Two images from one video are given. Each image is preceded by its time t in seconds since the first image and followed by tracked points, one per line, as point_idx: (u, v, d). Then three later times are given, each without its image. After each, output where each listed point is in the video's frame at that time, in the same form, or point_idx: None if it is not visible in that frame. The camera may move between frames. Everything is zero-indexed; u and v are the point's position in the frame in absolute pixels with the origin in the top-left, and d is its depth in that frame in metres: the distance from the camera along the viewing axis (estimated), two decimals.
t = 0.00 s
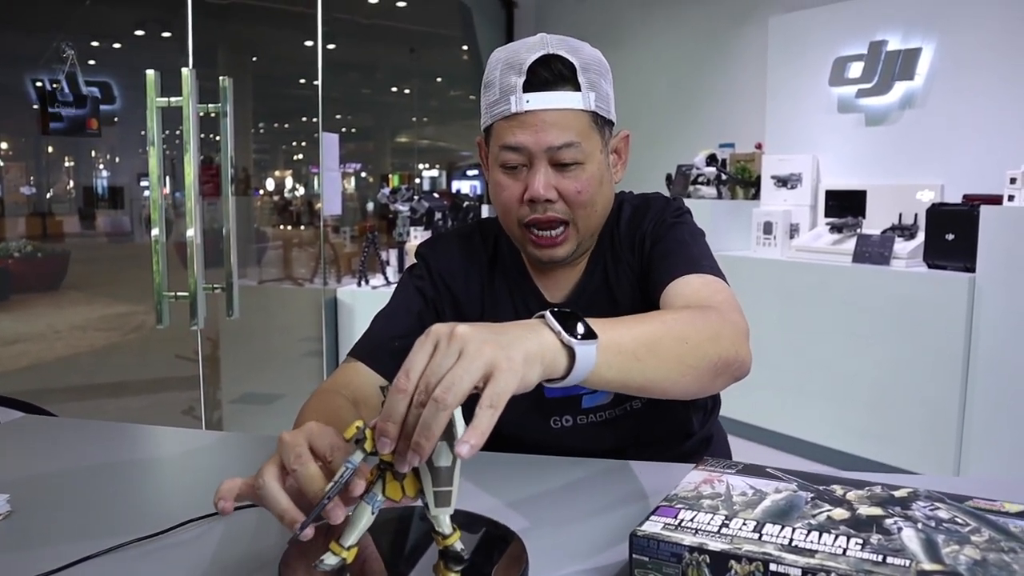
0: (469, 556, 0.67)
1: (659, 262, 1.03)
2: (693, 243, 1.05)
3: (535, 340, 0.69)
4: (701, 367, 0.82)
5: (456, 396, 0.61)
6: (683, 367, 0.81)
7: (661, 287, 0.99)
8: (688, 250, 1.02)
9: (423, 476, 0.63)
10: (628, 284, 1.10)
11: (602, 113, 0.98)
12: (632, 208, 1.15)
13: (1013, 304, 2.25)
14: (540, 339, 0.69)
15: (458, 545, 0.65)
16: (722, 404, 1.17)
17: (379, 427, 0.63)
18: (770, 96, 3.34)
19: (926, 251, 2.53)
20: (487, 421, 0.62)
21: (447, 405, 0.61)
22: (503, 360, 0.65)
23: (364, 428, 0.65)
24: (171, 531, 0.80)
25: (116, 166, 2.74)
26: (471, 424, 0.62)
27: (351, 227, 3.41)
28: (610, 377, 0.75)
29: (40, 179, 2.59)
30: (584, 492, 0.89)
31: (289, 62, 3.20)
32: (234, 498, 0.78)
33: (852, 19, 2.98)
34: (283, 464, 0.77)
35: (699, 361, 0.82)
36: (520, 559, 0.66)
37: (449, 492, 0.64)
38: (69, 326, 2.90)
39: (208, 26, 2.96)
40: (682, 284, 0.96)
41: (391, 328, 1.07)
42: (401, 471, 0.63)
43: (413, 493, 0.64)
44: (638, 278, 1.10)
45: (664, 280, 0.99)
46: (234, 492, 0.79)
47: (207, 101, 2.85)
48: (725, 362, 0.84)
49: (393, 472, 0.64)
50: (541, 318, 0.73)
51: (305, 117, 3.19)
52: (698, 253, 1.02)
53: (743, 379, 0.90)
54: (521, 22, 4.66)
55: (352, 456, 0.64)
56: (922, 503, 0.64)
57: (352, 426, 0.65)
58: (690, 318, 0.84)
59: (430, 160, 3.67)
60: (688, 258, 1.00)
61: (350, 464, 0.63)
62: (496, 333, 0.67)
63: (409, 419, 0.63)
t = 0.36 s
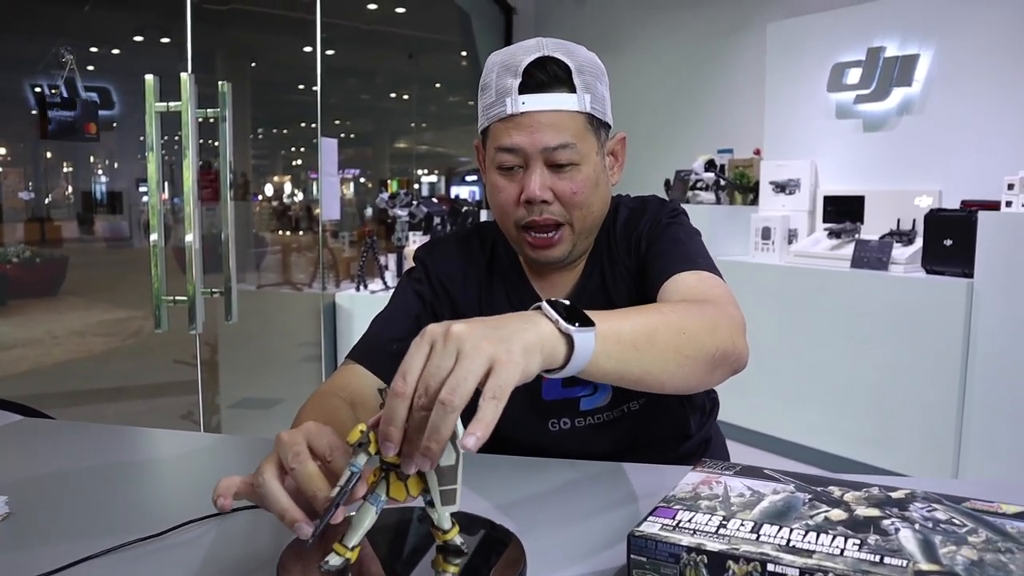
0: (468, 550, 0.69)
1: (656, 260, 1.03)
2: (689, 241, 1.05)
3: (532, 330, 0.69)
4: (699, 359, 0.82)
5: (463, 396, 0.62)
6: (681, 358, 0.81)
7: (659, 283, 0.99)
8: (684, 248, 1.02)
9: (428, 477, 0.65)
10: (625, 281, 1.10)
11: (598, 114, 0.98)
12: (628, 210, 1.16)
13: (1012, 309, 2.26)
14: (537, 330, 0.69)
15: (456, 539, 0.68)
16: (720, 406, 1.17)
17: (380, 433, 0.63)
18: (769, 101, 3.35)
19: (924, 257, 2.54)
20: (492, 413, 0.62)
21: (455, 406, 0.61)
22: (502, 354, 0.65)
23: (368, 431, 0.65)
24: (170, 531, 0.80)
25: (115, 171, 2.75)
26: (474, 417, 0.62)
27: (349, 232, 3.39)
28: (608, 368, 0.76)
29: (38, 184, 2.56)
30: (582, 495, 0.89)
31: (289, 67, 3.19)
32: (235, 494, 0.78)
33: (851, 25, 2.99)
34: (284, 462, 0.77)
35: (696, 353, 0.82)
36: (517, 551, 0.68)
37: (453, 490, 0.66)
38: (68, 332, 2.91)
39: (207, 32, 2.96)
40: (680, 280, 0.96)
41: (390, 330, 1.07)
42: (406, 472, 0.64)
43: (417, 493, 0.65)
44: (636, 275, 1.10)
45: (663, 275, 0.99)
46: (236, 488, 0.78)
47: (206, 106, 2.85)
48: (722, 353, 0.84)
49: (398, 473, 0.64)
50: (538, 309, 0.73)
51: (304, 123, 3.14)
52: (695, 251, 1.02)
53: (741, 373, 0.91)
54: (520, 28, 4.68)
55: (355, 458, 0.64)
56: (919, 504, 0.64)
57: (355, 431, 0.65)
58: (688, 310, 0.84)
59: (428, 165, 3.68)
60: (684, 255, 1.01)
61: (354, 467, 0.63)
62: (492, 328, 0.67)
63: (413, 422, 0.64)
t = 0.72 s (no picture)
0: (465, 550, 0.68)
1: (657, 257, 1.03)
2: (690, 238, 1.05)
3: (534, 324, 0.68)
4: (703, 354, 0.82)
5: (466, 387, 0.62)
6: (685, 354, 0.81)
7: (661, 281, 0.99)
8: (686, 244, 1.02)
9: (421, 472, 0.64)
10: (625, 278, 1.10)
11: (595, 105, 0.98)
12: (629, 207, 1.16)
13: (1013, 307, 2.25)
14: (541, 323, 0.69)
15: (454, 538, 0.68)
16: (721, 404, 1.17)
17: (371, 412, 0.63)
18: (768, 100, 3.35)
19: (924, 255, 2.54)
20: (487, 408, 0.62)
21: (457, 397, 0.61)
22: (504, 346, 0.65)
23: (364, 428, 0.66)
24: (165, 530, 0.80)
25: (114, 170, 2.72)
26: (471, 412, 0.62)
27: (350, 231, 3.39)
28: (612, 363, 0.75)
29: (39, 182, 2.53)
30: (583, 492, 0.88)
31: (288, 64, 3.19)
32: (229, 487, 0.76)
33: (851, 23, 2.99)
34: (278, 454, 0.77)
35: (700, 349, 0.82)
36: (517, 552, 0.67)
37: (449, 491, 0.65)
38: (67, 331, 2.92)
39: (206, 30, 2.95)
40: (683, 277, 0.95)
41: (390, 328, 1.06)
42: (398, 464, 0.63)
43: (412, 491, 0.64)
44: (637, 272, 1.10)
45: (666, 271, 0.98)
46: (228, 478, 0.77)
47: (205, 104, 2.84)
48: (725, 351, 0.84)
49: (393, 471, 0.64)
50: (543, 302, 0.73)
51: (303, 121, 3.16)
52: (697, 248, 1.02)
53: (744, 370, 0.90)
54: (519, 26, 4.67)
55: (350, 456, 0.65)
56: (922, 501, 0.64)
57: (350, 427, 0.65)
58: (691, 307, 0.84)
59: (429, 164, 3.74)
60: (687, 252, 1.00)
61: (349, 464, 0.64)
62: (493, 319, 0.67)
63: (410, 406, 0.62)
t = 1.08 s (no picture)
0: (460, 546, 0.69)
1: (658, 255, 1.03)
2: (691, 237, 1.05)
3: (544, 330, 0.68)
4: (707, 356, 0.82)
5: (472, 399, 0.62)
6: (690, 355, 0.81)
7: (662, 279, 0.99)
8: (687, 243, 1.02)
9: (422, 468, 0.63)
10: (626, 276, 1.10)
11: (595, 98, 0.98)
12: (631, 205, 1.15)
13: (1014, 304, 2.25)
14: (551, 330, 0.68)
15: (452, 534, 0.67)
16: (722, 403, 1.17)
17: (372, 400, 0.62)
18: (769, 97, 3.35)
19: (926, 251, 2.53)
20: (485, 425, 0.62)
21: (463, 408, 0.61)
22: (512, 357, 0.64)
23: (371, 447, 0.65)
24: (163, 529, 0.79)
25: (115, 167, 2.72)
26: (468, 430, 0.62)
27: (350, 228, 3.43)
28: (617, 364, 0.75)
29: (41, 180, 2.52)
30: (583, 491, 0.88)
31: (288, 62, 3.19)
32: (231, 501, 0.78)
33: (851, 19, 2.98)
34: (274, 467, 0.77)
35: (704, 350, 0.82)
36: (516, 554, 0.67)
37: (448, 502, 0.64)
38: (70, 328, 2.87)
39: (207, 28, 2.95)
40: (684, 275, 0.95)
41: (391, 327, 1.07)
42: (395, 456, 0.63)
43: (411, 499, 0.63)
44: (637, 269, 1.10)
45: (666, 269, 0.99)
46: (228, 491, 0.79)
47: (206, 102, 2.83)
48: (728, 353, 0.84)
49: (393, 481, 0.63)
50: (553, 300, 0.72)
51: (304, 119, 3.16)
52: (698, 247, 1.01)
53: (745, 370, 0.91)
54: (519, 23, 4.67)
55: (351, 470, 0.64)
56: (920, 499, 0.64)
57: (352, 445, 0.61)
58: (695, 306, 0.84)
59: (430, 161, 3.72)
60: (688, 250, 1.00)
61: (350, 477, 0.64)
62: (506, 324, 0.66)
63: (416, 405, 0.60)
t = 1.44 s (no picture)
0: (463, 542, 0.70)
1: (662, 262, 1.03)
2: (695, 242, 1.05)
3: (533, 328, 0.69)
4: (707, 362, 0.82)
5: (450, 382, 0.63)
6: (690, 361, 0.81)
7: (668, 286, 0.99)
8: (691, 248, 1.02)
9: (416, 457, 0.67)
10: (630, 281, 1.10)
11: (588, 100, 0.98)
12: (633, 208, 1.16)
13: (1014, 303, 2.25)
14: (540, 328, 0.69)
15: (452, 529, 0.70)
16: (722, 405, 1.17)
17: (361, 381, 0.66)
18: (769, 98, 3.36)
19: (927, 251, 2.53)
20: (458, 411, 0.64)
21: (439, 391, 0.63)
22: (493, 349, 0.65)
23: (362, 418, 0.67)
24: (165, 529, 0.80)
25: (116, 169, 2.74)
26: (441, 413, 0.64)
27: (352, 229, 3.43)
28: (614, 369, 0.76)
29: (41, 181, 2.55)
30: (583, 490, 0.89)
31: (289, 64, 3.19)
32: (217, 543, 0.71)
33: (852, 19, 2.99)
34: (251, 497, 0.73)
35: (706, 356, 0.82)
36: (517, 554, 0.67)
37: (444, 477, 0.68)
38: (71, 329, 2.86)
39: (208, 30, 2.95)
40: (692, 285, 0.95)
41: (391, 327, 1.07)
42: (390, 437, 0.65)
43: (409, 480, 0.67)
44: (642, 277, 1.10)
45: (672, 275, 0.99)
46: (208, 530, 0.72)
47: (207, 104, 2.84)
48: (731, 360, 0.84)
49: (390, 459, 0.66)
50: (548, 306, 0.73)
51: (306, 120, 3.17)
52: (704, 254, 1.01)
53: (752, 379, 0.90)
54: (520, 24, 4.67)
55: (348, 445, 0.66)
56: (919, 498, 0.65)
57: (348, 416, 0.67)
58: (699, 313, 0.84)
59: (430, 162, 3.72)
60: (694, 258, 1.00)
61: (347, 453, 0.66)
62: (493, 317, 0.67)
63: (398, 380, 0.63)
